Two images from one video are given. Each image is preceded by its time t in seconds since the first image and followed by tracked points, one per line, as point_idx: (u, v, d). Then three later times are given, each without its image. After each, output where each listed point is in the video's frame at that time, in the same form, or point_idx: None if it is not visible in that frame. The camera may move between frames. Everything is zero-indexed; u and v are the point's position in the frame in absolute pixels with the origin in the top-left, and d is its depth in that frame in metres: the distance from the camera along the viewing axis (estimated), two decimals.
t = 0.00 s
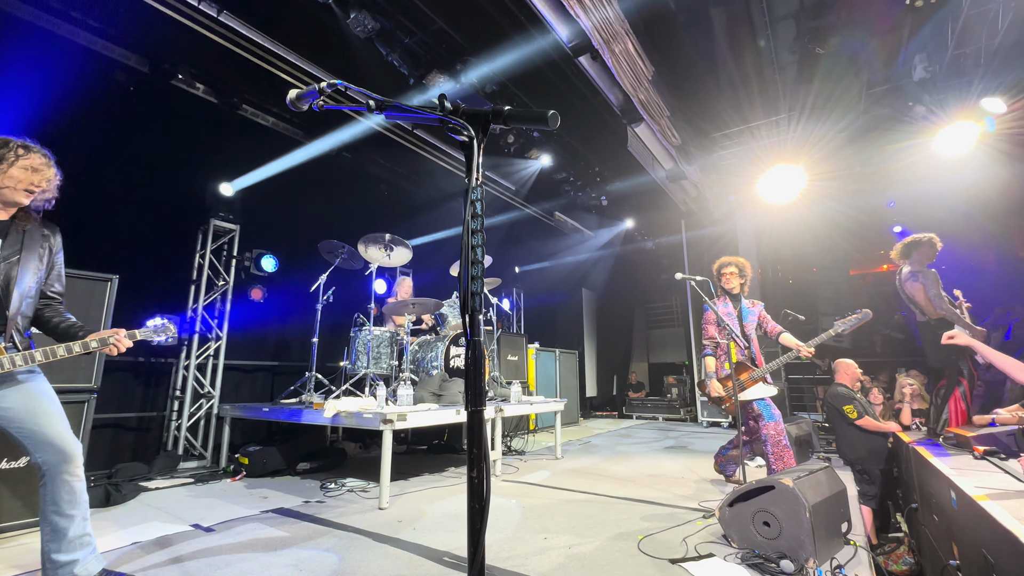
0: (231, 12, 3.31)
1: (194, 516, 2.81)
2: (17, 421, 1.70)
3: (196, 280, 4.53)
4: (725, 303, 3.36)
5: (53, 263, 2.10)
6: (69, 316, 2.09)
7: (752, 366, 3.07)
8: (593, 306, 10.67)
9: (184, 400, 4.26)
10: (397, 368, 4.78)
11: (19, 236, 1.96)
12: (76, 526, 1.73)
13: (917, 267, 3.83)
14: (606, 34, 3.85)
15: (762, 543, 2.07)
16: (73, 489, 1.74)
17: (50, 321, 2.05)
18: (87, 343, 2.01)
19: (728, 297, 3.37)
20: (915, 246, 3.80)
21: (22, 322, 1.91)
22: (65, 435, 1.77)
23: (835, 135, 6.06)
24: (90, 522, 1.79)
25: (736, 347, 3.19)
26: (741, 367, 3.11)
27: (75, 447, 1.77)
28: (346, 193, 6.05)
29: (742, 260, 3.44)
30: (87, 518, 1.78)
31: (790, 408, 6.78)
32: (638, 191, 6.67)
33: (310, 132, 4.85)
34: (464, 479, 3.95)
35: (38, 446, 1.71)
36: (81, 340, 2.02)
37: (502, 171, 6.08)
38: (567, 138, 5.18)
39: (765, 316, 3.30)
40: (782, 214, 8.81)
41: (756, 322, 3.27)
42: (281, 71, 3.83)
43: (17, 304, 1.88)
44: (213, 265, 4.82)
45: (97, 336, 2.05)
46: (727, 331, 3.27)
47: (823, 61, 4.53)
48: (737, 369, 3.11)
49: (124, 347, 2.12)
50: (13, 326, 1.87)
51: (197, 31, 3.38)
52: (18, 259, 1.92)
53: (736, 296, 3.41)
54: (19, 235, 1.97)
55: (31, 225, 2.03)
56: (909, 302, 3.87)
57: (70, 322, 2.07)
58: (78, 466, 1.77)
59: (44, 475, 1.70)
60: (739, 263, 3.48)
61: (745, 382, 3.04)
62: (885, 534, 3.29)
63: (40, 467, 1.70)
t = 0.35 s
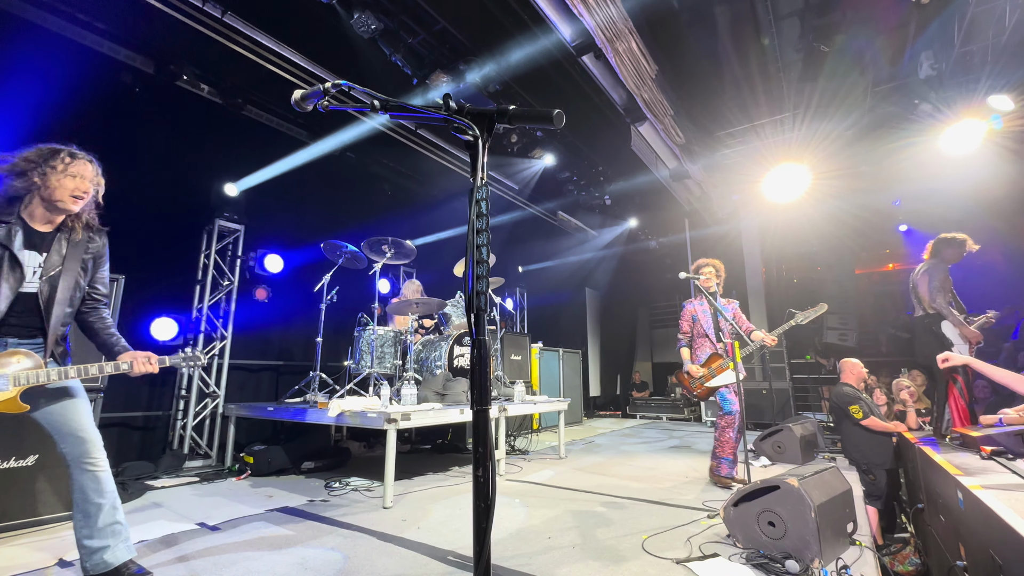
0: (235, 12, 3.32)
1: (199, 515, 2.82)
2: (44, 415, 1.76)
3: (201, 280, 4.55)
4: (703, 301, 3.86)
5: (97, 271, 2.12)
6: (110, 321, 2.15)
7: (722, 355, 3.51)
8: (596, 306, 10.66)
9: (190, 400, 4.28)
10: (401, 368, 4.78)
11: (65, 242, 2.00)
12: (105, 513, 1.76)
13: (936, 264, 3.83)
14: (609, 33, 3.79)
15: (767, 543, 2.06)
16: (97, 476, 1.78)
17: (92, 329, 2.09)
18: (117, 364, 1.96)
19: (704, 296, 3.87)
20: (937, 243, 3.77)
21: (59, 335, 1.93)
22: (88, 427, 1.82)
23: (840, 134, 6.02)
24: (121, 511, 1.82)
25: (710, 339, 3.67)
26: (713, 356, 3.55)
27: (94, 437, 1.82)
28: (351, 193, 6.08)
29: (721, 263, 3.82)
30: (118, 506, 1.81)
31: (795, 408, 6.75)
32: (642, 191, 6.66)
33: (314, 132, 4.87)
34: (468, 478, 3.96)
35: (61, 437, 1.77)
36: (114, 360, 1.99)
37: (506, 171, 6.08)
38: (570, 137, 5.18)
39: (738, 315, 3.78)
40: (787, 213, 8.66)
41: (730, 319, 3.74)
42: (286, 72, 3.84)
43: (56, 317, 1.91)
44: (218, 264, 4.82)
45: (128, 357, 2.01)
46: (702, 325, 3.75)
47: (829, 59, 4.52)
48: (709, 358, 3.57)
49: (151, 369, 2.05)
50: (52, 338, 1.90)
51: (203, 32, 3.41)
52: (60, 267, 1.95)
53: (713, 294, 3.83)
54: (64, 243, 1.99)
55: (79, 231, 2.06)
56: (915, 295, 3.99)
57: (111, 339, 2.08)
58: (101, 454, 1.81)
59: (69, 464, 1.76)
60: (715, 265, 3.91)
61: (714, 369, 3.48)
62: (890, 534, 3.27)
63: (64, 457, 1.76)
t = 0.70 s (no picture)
0: (239, 13, 3.33)
1: (204, 513, 2.84)
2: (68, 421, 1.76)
3: (206, 280, 4.57)
4: (679, 310, 4.17)
5: (104, 274, 2.14)
6: (119, 319, 2.17)
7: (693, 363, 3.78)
8: (600, 305, 10.64)
9: (195, 399, 4.31)
10: (405, 367, 4.79)
11: (70, 248, 2.00)
12: (119, 521, 1.79)
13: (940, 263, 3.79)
14: (613, 32, 3.84)
15: (771, 543, 2.05)
16: (117, 486, 1.79)
17: (105, 327, 2.12)
18: (136, 350, 2.04)
19: (680, 303, 4.19)
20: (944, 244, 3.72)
21: (77, 329, 1.97)
22: (111, 434, 1.82)
23: (845, 132, 5.99)
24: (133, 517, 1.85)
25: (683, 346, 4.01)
26: (685, 364, 3.82)
27: (119, 447, 1.82)
28: (356, 193, 6.10)
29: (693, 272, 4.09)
30: (130, 513, 1.84)
31: (799, 407, 6.71)
32: (645, 190, 6.65)
33: (317, 132, 4.88)
34: (471, 477, 3.96)
35: (86, 444, 1.78)
36: (132, 347, 2.07)
37: (510, 172, 6.11)
38: (573, 136, 5.17)
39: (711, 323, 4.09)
40: (792, 212, 8.62)
41: (703, 327, 4.05)
42: (290, 73, 3.85)
43: (72, 312, 1.94)
44: (222, 264, 4.84)
45: (146, 344, 2.08)
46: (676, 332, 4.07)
47: (834, 61, 4.51)
48: (680, 365, 3.84)
49: (168, 354, 2.13)
50: (69, 334, 1.93)
51: (207, 33, 3.42)
52: (69, 271, 1.96)
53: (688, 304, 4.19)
54: (71, 248, 2.00)
55: (83, 239, 2.07)
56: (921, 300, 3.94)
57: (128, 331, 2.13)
58: (124, 464, 1.82)
59: (92, 471, 1.77)
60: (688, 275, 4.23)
61: (687, 377, 3.73)
62: (896, 534, 3.26)
63: (88, 464, 1.77)
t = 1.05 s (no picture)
0: (245, 14, 3.35)
1: (212, 511, 2.86)
2: (58, 412, 1.81)
3: (213, 279, 4.60)
4: (662, 307, 4.58)
5: (108, 269, 2.15)
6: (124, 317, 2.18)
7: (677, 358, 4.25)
8: (605, 305, 10.63)
9: (203, 398, 4.34)
10: (410, 366, 4.80)
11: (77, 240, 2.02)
12: (121, 509, 1.81)
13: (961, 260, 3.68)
14: (618, 30, 3.83)
15: (778, 543, 2.04)
16: (109, 473, 1.82)
17: (108, 326, 2.14)
18: (133, 355, 2.04)
19: (663, 302, 4.62)
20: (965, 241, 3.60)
21: (75, 331, 1.99)
22: (99, 423, 1.85)
23: (852, 130, 5.95)
24: (136, 505, 1.87)
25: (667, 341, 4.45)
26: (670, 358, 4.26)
27: (105, 434, 1.85)
28: (361, 194, 6.12)
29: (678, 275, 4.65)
30: (132, 502, 1.85)
31: (806, 407, 6.67)
32: (651, 189, 6.62)
33: (323, 132, 4.91)
34: (477, 476, 3.97)
35: (73, 435, 1.81)
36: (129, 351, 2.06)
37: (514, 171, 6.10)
38: (578, 135, 5.16)
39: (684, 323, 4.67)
40: (798, 211, 8.57)
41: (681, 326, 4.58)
42: (292, 71, 3.86)
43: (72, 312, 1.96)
44: (229, 264, 4.87)
45: (143, 350, 2.08)
46: (662, 327, 4.47)
47: (843, 55, 4.56)
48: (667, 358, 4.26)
49: (162, 361, 2.12)
50: (68, 334, 1.96)
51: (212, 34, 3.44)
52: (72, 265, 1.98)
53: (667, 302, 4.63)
54: (77, 240, 2.02)
55: (91, 230, 2.09)
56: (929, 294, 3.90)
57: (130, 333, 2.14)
58: (112, 451, 1.85)
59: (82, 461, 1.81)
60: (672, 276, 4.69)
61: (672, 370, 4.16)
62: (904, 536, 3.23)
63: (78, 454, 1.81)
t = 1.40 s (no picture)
0: (247, 14, 3.35)
1: (213, 510, 2.87)
2: (68, 416, 1.78)
3: (215, 279, 4.61)
4: (657, 314, 4.62)
5: (105, 269, 2.17)
6: (129, 308, 2.22)
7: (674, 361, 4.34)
8: (606, 305, 10.63)
9: (205, 397, 4.34)
10: (411, 366, 4.80)
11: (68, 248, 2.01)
12: (126, 517, 1.81)
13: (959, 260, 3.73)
14: (620, 29, 3.82)
15: (780, 543, 2.04)
16: (122, 483, 1.81)
17: (116, 318, 2.18)
18: (139, 345, 2.08)
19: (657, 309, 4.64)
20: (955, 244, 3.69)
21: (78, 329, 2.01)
22: (110, 432, 1.83)
23: (854, 129, 5.93)
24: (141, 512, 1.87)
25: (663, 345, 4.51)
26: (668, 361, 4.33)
27: (121, 445, 1.83)
28: (363, 193, 6.13)
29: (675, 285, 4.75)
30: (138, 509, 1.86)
31: (808, 408, 6.66)
32: (652, 189, 6.62)
33: (324, 132, 4.91)
34: (478, 476, 3.97)
35: (87, 443, 1.80)
36: (135, 342, 2.10)
37: (516, 170, 6.10)
38: (579, 135, 5.16)
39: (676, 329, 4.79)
40: (800, 211, 8.55)
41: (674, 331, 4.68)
42: (292, 71, 3.86)
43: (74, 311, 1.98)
44: (231, 263, 4.88)
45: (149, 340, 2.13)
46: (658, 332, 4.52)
47: (848, 55, 4.56)
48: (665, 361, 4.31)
49: (170, 350, 2.17)
50: (71, 332, 1.97)
51: (214, 33, 3.44)
52: (70, 266, 1.98)
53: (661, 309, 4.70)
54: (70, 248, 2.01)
55: (80, 242, 2.06)
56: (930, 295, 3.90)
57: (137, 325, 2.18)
58: (127, 461, 1.84)
59: (96, 468, 1.80)
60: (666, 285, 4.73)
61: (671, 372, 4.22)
62: (907, 536, 3.22)
63: (92, 461, 1.80)
